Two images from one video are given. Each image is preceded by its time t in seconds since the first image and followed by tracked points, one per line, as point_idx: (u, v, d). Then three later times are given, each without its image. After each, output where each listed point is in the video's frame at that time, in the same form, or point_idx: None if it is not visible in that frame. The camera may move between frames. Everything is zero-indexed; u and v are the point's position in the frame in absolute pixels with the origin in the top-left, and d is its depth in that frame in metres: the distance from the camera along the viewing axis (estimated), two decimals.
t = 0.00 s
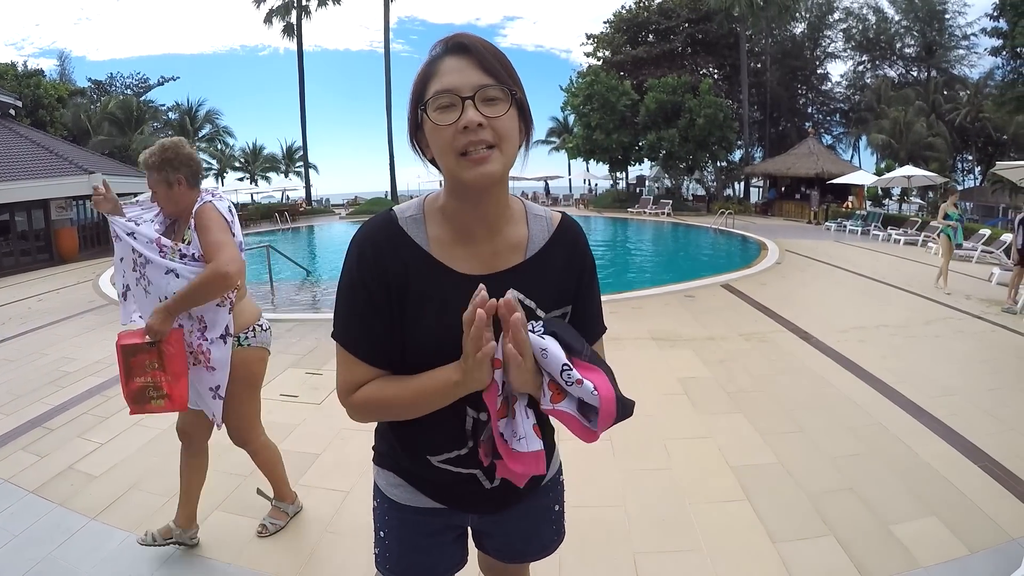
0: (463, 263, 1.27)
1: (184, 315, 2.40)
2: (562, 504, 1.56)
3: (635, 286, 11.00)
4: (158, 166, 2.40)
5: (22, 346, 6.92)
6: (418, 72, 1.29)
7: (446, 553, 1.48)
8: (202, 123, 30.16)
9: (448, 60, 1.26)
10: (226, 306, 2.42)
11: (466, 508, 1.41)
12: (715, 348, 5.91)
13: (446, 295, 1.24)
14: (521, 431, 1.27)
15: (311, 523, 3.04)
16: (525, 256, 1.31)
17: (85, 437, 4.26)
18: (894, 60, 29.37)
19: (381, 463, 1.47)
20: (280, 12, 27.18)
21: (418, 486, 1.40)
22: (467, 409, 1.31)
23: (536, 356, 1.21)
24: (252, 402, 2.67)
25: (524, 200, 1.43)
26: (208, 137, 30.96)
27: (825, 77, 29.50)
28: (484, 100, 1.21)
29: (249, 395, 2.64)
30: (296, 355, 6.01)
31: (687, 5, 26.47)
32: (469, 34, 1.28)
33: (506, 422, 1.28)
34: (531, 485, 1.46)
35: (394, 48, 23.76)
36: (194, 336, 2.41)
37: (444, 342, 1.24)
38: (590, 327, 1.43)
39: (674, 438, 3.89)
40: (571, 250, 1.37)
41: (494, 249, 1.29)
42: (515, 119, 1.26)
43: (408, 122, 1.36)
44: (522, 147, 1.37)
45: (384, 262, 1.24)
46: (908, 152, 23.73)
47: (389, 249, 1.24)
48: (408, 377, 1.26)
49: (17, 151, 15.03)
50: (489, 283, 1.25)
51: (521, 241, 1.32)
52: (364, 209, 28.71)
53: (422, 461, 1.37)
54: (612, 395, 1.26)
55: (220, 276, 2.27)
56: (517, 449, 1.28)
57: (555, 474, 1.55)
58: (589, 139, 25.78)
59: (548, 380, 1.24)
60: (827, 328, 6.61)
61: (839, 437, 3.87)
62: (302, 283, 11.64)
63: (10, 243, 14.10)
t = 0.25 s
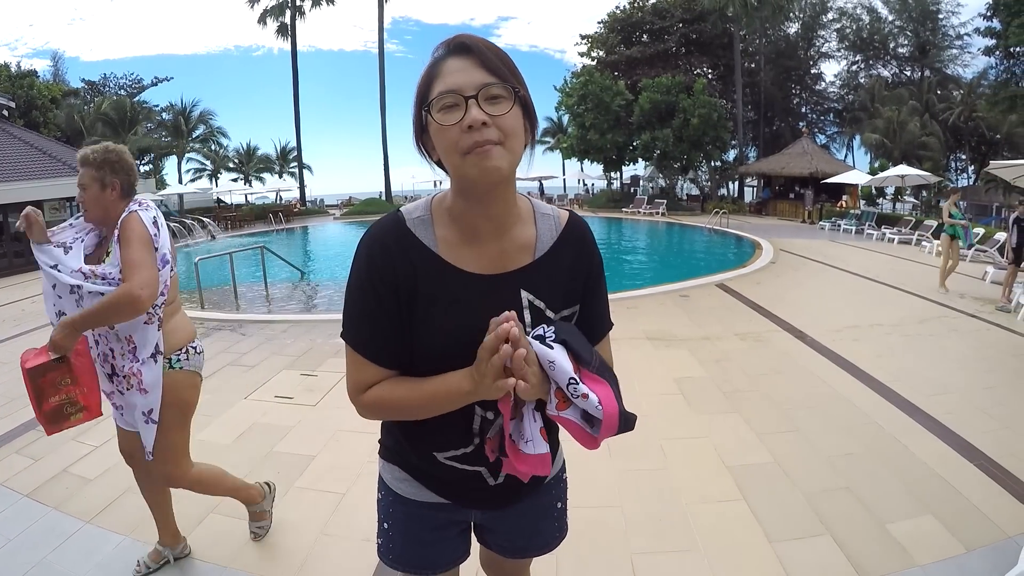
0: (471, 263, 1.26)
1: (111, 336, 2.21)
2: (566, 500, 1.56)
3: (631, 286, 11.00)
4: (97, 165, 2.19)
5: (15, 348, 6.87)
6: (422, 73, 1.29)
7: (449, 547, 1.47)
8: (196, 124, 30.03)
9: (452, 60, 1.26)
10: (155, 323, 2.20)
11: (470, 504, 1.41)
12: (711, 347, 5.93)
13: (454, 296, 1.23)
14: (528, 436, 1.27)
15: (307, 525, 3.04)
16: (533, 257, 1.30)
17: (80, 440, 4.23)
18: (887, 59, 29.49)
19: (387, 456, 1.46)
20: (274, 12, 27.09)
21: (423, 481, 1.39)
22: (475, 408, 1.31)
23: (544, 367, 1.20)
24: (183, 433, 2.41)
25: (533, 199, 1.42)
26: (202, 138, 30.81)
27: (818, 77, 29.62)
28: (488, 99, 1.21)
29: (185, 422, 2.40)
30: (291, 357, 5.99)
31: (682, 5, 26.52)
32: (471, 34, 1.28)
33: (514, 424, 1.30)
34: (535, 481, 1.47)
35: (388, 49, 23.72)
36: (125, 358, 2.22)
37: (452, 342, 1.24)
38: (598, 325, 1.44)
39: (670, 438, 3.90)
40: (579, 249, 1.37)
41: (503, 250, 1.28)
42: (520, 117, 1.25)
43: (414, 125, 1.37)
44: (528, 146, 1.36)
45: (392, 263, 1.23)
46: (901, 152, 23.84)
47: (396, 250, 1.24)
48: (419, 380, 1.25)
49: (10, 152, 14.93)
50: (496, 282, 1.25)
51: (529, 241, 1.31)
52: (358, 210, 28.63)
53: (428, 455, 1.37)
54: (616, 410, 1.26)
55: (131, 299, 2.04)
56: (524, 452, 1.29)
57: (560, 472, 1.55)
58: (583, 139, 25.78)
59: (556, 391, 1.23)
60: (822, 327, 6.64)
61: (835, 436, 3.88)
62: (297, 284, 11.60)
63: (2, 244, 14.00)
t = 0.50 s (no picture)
0: (471, 268, 1.26)
1: (47, 353, 2.13)
2: (569, 501, 1.55)
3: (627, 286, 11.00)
4: (31, 163, 2.12)
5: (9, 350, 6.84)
6: (427, 76, 1.29)
7: (450, 545, 1.47)
8: (191, 124, 29.94)
9: (455, 63, 1.25)
10: (88, 338, 2.12)
11: (472, 502, 1.41)
12: (707, 347, 5.94)
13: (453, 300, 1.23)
14: (544, 438, 1.27)
15: (302, 527, 3.03)
16: (535, 262, 1.29)
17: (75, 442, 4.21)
18: (882, 59, 29.58)
19: (390, 454, 1.46)
20: (269, 12, 27.03)
21: (425, 480, 1.39)
22: (477, 410, 1.31)
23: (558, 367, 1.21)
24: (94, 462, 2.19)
25: (538, 202, 1.41)
26: (197, 138, 30.72)
27: (813, 76, 29.72)
28: (489, 107, 1.20)
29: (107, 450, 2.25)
30: (287, 358, 5.98)
31: (677, 5, 26.58)
32: (476, 37, 1.27)
33: (528, 428, 1.29)
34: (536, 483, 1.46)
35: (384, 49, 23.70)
36: (60, 375, 2.14)
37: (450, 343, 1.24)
38: (599, 330, 1.44)
39: (667, 438, 3.90)
40: (581, 253, 1.36)
41: (505, 254, 1.28)
42: (523, 124, 1.25)
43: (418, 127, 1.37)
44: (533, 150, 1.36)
45: (393, 265, 1.23)
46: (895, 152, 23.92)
47: (396, 252, 1.23)
48: (419, 380, 1.25)
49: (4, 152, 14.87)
50: (495, 286, 1.24)
51: (533, 245, 1.30)
52: (354, 210, 28.57)
53: (429, 455, 1.37)
54: (633, 402, 1.26)
55: (36, 321, 1.92)
56: (542, 456, 1.28)
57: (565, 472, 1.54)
58: (579, 139, 25.80)
59: (569, 389, 1.24)
60: (818, 327, 6.65)
61: (831, 435, 3.89)
62: (292, 285, 11.57)
63: None
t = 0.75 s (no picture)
0: (466, 269, 1.25)
1: None
2: (564, 505, 1.55)
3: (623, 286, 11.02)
4: None
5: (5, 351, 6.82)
6: (423, 73, 1.26)
7: (444, 550, 1.46)
8: (188, 124, 29.88)
9: (453, 61, 1.23)
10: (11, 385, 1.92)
11: (465, 505, 1.41)
12: (704, 347, 5.94)
13: (449, 304, 1.23)
14: (522, 445, 1.26)
15: (299, 528, 3.03)
16: (532, 262, 1.29)
17: (70, 443, 4.19)
18: (879, 59, 29.68)
19: (383, 457, 1.46)
20: (265, 12, 26.99)
21: (417, 481, 1.39)
22: (470, 414, 1.31)
23: (530, 373, 1.18)
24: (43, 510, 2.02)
25: (532, 201, 1.41)
26: (193, 138, 30.66)
27: (810, 77, 29.82)
28: (489, 110, 1.20)
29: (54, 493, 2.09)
30: (284, 358, 5.97)
31: (674, 6, 26.64)
32: (475, 32, 1.24)
33: (509, 433, 1.28)
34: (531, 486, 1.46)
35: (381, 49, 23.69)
36: None
37: (446, 344, 1.24)
38: (597, 333, 1.43)
39: (664, 438, 3.90)
40: (578, 253, 1.35)
41: (501, 255, 1.27)
42: (522, 127, 1.25)
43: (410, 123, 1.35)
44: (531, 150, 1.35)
45: (388, 267, 1.22)
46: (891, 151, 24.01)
47: (390, 251, 1.23)
48: (414, 385, 1.25)
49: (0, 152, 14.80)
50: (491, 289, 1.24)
51: (528, 245, 1.30)
52: (350, 210, 28.54)
53: (422, 458, 1.37)
54: (608, 414, 1.22)
55: None
56: (518, 461, 1.27)
57: (559, 476, 1.54)
58: (576, 139, 25.82)
59: (546, 399, 1.21)
60: (815, 327, 6.67)
61: (829, 435, 3.90)
62: (289, 285, 11.55)
63: None
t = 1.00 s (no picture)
0: (452, 275, 1.24)
1: None
2: (553, 508, 1.55)
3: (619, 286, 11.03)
4: None
5: None
6: (409, 68, 1.25)
7: (432, 555, 1.47)
8: (183, 125, 29.78)
9: (441, 56, 1.22)
10: None
11: (452, 513, 1.41)
12: (700, 346, 5.95)
13: (434, 311, 1.22)
14: (510, 465, 1.26)
15: (295, 529, 3.02)
16: (521, 267, 1.28)
17: (66, 445, 4.18)
18: (874, 60, 29.79)
19: (369, 463, 1.46)
20: (261, 12, 26.93)
21: (403, 489, 1.39)
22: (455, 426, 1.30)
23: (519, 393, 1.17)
24: None
25: (522, 203, 1.41)
26: (188, 139, 30.55)
27: (805, 76, 29.91)
28: (479, 108, 1.19)
29: None
30: (279, 359, 5.95)
31: (669, 5, 26.67)
32: (464, 27, 1.23)
33: (497, 451, 1.28)
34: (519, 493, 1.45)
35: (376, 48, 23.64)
36: None
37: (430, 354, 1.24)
38: (587, 340, 1.42)
39: (661, 438, 3.91)
40: (568, 259, 1.35)
41: (488, 260, 1.26)
42: (513, 126, 1.24)
43: (394, 120, 1.34)
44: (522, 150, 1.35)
45: (371, 274, 1.21)
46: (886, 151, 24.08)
47: (372, 256, 1.22)
48: (399, 399, 1.25)
49: None
50: (476, 296, 1.23)
51: (518, 249, 1.29)
52: (346, 211, 28.49)
53: (408, 467, 1.36)
54: (602, 434, 1.20)
55: None
56: (508, 481, 1.28)
57: (548, 480, 1.53)
58: (571, 139, 25.81)
59: (536, 417, 1.20)
60: (811, 326, 6.68)
61: (825, 434, 3.91)
62: (285, 286, 11.53)
63: None
